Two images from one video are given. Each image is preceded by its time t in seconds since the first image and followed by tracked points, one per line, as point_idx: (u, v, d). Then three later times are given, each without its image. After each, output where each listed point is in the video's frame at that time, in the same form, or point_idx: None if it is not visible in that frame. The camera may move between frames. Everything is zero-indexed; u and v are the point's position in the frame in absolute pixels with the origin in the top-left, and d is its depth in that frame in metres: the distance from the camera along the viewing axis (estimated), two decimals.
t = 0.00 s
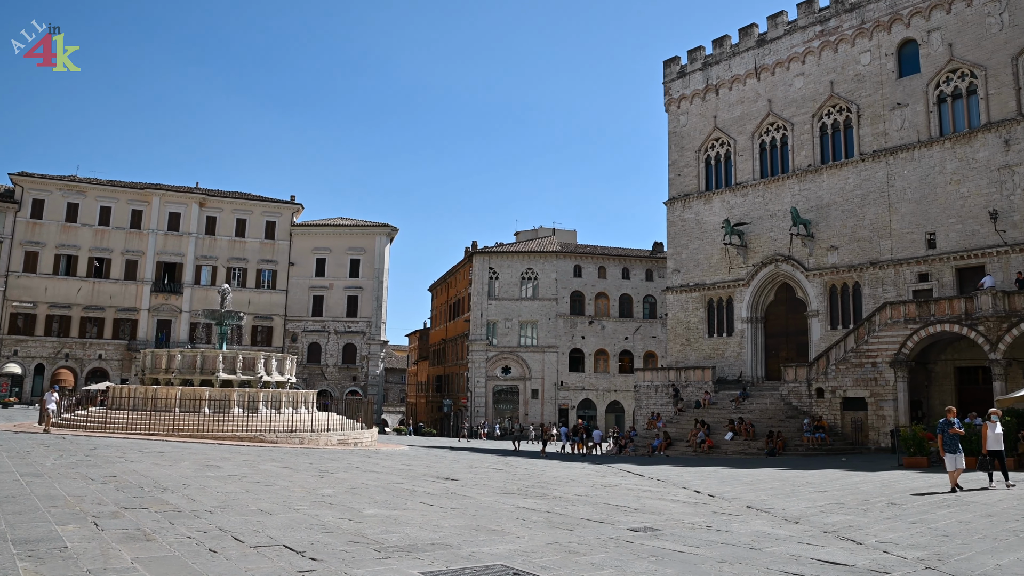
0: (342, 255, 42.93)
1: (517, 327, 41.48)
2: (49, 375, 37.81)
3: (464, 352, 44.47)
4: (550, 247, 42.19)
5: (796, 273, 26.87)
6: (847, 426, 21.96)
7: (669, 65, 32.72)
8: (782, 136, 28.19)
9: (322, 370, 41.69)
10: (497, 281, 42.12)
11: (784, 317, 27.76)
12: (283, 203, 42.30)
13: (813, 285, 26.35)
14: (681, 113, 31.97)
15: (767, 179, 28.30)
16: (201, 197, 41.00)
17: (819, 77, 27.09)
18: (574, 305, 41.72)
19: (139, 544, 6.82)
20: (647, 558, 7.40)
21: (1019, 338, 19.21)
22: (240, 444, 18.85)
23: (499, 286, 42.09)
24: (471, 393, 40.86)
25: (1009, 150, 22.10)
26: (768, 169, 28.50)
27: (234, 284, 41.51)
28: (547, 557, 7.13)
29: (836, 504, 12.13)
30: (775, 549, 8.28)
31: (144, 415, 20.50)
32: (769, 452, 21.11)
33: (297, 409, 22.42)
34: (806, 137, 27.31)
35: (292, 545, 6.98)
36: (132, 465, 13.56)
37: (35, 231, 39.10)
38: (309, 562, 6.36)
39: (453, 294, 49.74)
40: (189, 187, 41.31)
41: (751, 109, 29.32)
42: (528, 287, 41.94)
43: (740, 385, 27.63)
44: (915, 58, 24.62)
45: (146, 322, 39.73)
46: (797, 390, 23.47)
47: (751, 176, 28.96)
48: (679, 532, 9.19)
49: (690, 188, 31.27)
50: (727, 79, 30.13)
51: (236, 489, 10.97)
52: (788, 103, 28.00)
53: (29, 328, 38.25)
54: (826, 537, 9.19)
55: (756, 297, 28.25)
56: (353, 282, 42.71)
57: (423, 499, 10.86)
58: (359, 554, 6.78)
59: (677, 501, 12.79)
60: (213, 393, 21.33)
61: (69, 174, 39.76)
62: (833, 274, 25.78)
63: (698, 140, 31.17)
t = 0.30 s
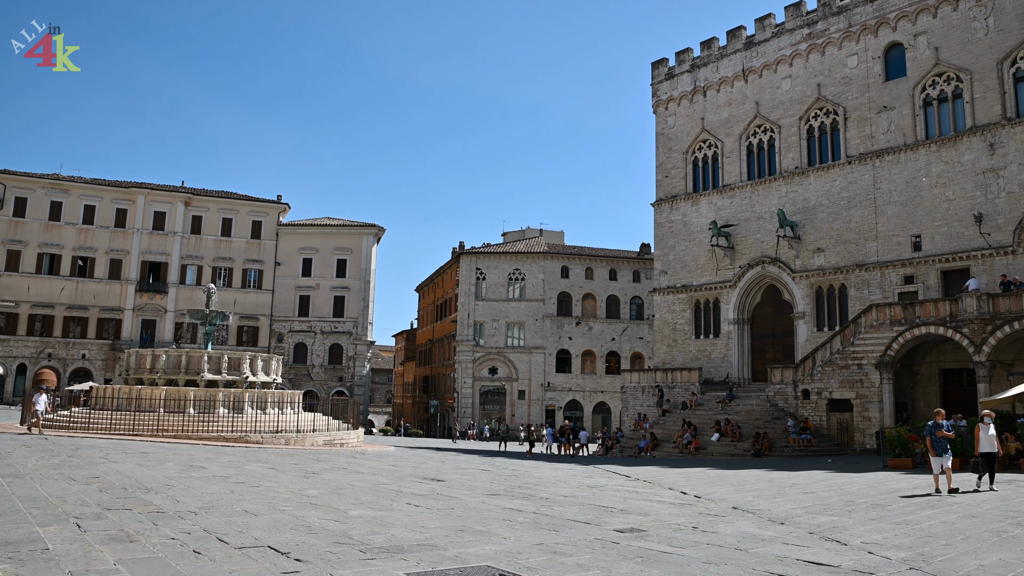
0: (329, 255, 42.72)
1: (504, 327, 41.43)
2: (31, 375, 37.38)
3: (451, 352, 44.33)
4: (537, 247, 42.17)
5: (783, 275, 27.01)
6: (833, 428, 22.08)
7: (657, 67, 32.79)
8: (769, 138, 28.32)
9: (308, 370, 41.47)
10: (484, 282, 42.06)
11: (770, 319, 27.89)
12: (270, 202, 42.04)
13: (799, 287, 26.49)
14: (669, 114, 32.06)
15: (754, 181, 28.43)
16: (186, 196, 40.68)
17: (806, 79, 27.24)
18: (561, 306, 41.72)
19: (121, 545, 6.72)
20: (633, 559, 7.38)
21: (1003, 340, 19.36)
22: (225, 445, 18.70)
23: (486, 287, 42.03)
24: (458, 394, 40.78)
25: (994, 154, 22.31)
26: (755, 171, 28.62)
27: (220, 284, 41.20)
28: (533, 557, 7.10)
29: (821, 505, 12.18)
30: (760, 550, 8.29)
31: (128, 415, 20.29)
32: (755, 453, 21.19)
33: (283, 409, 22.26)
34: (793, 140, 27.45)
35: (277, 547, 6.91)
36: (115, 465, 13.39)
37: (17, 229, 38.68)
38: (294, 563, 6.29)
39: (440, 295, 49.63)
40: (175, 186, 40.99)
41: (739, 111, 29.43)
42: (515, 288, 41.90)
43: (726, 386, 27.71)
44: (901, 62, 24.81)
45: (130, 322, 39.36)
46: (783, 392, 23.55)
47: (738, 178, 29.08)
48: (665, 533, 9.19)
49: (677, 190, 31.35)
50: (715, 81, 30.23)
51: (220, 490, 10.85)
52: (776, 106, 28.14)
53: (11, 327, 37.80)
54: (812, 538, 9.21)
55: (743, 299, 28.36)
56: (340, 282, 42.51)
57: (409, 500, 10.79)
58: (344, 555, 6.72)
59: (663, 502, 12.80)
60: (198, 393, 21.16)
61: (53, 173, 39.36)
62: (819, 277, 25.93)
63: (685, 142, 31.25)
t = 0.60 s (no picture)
0: (316, 255, 42.51)
1: (492, 328, 41.38)
2: (15, 375, 36.97)
3: (438, 353, 44.28)
4: (525, 248, 42.13)
5: (770, 276, 27.14)
6: (819, 429, 22.19)
7: (645, 68, 32.83)
8: (757, 140, 28.44)
9: (295, 370, 41.26)
10: (472, 283, 41.98)
11: (758, 320, 28.01)
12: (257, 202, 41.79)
13: (786, 289, 26.61)
14: (657, 116, 32.11)
15: (742, 183, 28.53)
16: (172, 196, 40.37)
17: (794, 81, 27.36)
18: (549, 307, 41.72)
19: (105, 547, 6.61)
20: (620, 561, 7.35)
21: (988, 342, 19.52)
22: (211, 445, 18.55)
23: (474, 287, 41.95)
24: (445, 394, 40.71)
25: (980, 157, 22.50)
26: (743, 173, 28.72)
27: (206, 284, 40.92)
28: (519, 558, 7.06)
29: (807, 506, 12.22)
30: (747, 551, 8.28)
31: (113, 416, 20.09)
32: (742, 454, 21.25)
33: (269, 410, 22.11)
34: (781, 142, 27.56)
35: (263, 548, 6.84)
36: (100, 466, 13.24)
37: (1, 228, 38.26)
38: (280, 564, 6.22)
39: (428, 295, 49.52)
40: (161, 185, 40.67)
41: (727, 113, 29.52)
42: (503, 289, 41.86)
43: (714, 387, 27.79)
44: (889, 65, 24.97)
45: (116, 321, 39.00)
46: (770, 393, 23.61)
47: (726, 180, 29.17)
48: (652, 534, 9.18)
49: (665, 192, 31.41)
50: (703, 83, 30.32)
51: (206, 491, 10.75)
52: (764, 108, 28.25)
53: None
54: (798, 539, 9.22)
55: (730, 300, 28.45)
56: (327, 282, 42.32)
57: (396, 501, 10.73)
58: (330, 556, 6.65)
59: (651, 502, 12.80)
60: (184, 393, 21.00)
61: (37, 171, 38.96)
62: (806, 278, 26.06)
63: (673, 144, 31.32)
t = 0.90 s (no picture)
0: (304, 255, 42.29)
1: (480, 329, 41.31)
2: None
3: (426, 353, 44.19)
4: (514, 249, 42.10)
5: (759, 278, 27.23)
6: (807, 430, 22.27)
7: (634, 70, 32.87)
8: (746, 142, 28.53)
9: (282, 371, 41.05)
10: (461, 283, 41.90)
11: (746, 321, 28.09)
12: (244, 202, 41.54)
13: (774, 290, 26.71)
14: (646, 117, 32.15)
15: (731, 184, 28.63)
16: (159, 195, 40.07)
17: (783, 84, 27.48)
18: (537, 307, 41.70)
19: (90, 549, 6.52)
20: (607, 561, 7.33)
21: (975, 343, 19.64)
22: (197, 446, 18.40)
23: (462, 288, 41.87)
24: (433, 395, 40.62)
25: (967, 160, 22.68)
26: (732, 175, 28.81)
27: (193, 283, 40.62)
28: (507, 559, 7.02)
29: (794, 506, 12.24)
30: (735, 552, 8.27)
31: (98, 416, 19.89)
32: (730, 455, 21.30)
33: (256, 411, 21.96)
34: (769, 144, 27.67)
35: (249, 549, 6.76)
36: (84, 467, 13.09)
37: None
38: (267, 566, 6.15)
39: (416, 296, 49.39)
40: (148, 184, 40.35)
41: (716, 114, 29.61)
42: (492, 289, 41.80)
43: (702, 388, 27.84)
44: (877, 68, 25.13)
45: (101, 321, 38.65)
46: (758, 394, 23.65)
47: (715, 181, 29.26)
48: (640, 535, 9.17)
49: (654, 193, 31.46)
50: (692, 84, 30.40)
51: (192, 491, 10.64)
52: (753, 109, 28.35)
53: None
54: (785, 540, 9.23)
55: (719, 301, 28.52)
56: (315, 283, 42.12)
57: (383, 502, 10.67)
58: (317, 557, 6.59)
59: (638, 503, 12.79)
60: (170, 393, 20.84)
61: (22, 169, 38.58)
62: (794, 280, 26.17)
63: (663, 145, 31.37)
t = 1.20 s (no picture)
0: (292, 256, 42.08)
1: (469, 330, 41.25)
2: None
3: (415, 354, 44.08)
4: (503, 250, 42.06)
5: (747, 279, 27.33)
6: (795, 431, 22.35)
7: (624, 71, 32.91)
8: (735, 143, 28.62)
9: (270, 372, 40.84)
10: (450, 284, 41.82)
11: (734, 322, 28.18)
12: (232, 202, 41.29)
13: (763, 292, 26.82)
14: (636, 118, 32.19)
15: (720, 186, 28.71)
16: (146, 194, 39.77)
17: (773, 85, 27.58)
18: (526, 308, 41.67)
19: (75, 551, 6.43)
20: (596, 562, 7.31)
21: (961, 345, 19.77)
22: (183, 447, 18.25)
23: (451, 289, 41.78)
24: (422, 396, 40.53)
25: (954, 162, 22.84)
26: (721, 176, 28.89)
27: (180, 284, 40.34)
28: (496, 560, 6.99)
29: (782, 507, 12.27)
30: (723, 552, 8.27)
31: (84, 417, 19.70)
32: (719, 456, 21.34)
33: (244, 411, 21.82)
34: (758, 145, 27.77)
35: (237, 550, 6.69)
36: (69, 468, 12.95)
37: None
38: (254, 567, 6.08)
39: (405, 296, 49.24)
40: (135, 183, 40.04)
41: (705, 116, 29.69)
42: (481, 290, 41.75)
43: (690, 389, 27.89)
44: (865, 70, 25.29)
45: (87, 321, 38.31)
46: (747, 395, 23.69)
47: (704, 183, 29.34)
48: (628, 536, 9.16)
49: (643, 194, 31.51)
50: (682, 86, 30.48)
51: (179, 492, 10.55)
52: (742, 111, 28.44)
53: None
54: (773, 541, 9.25)
55: (707, 302, 28.60)
56: (304, 283, 41.92)
57: (372, 503, 10.61)
58: (305, 558, 6.53)
59: (627, 504, 12.79)
60: (157, 394, 20.68)
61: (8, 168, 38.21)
62: (783, 281, 26.28)
63: (652, 146, 31.42)
